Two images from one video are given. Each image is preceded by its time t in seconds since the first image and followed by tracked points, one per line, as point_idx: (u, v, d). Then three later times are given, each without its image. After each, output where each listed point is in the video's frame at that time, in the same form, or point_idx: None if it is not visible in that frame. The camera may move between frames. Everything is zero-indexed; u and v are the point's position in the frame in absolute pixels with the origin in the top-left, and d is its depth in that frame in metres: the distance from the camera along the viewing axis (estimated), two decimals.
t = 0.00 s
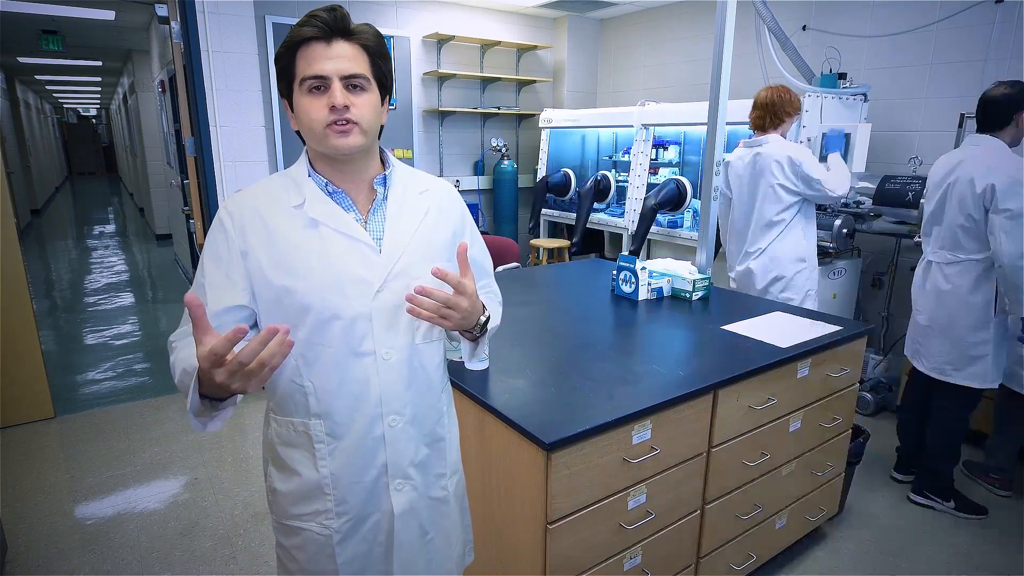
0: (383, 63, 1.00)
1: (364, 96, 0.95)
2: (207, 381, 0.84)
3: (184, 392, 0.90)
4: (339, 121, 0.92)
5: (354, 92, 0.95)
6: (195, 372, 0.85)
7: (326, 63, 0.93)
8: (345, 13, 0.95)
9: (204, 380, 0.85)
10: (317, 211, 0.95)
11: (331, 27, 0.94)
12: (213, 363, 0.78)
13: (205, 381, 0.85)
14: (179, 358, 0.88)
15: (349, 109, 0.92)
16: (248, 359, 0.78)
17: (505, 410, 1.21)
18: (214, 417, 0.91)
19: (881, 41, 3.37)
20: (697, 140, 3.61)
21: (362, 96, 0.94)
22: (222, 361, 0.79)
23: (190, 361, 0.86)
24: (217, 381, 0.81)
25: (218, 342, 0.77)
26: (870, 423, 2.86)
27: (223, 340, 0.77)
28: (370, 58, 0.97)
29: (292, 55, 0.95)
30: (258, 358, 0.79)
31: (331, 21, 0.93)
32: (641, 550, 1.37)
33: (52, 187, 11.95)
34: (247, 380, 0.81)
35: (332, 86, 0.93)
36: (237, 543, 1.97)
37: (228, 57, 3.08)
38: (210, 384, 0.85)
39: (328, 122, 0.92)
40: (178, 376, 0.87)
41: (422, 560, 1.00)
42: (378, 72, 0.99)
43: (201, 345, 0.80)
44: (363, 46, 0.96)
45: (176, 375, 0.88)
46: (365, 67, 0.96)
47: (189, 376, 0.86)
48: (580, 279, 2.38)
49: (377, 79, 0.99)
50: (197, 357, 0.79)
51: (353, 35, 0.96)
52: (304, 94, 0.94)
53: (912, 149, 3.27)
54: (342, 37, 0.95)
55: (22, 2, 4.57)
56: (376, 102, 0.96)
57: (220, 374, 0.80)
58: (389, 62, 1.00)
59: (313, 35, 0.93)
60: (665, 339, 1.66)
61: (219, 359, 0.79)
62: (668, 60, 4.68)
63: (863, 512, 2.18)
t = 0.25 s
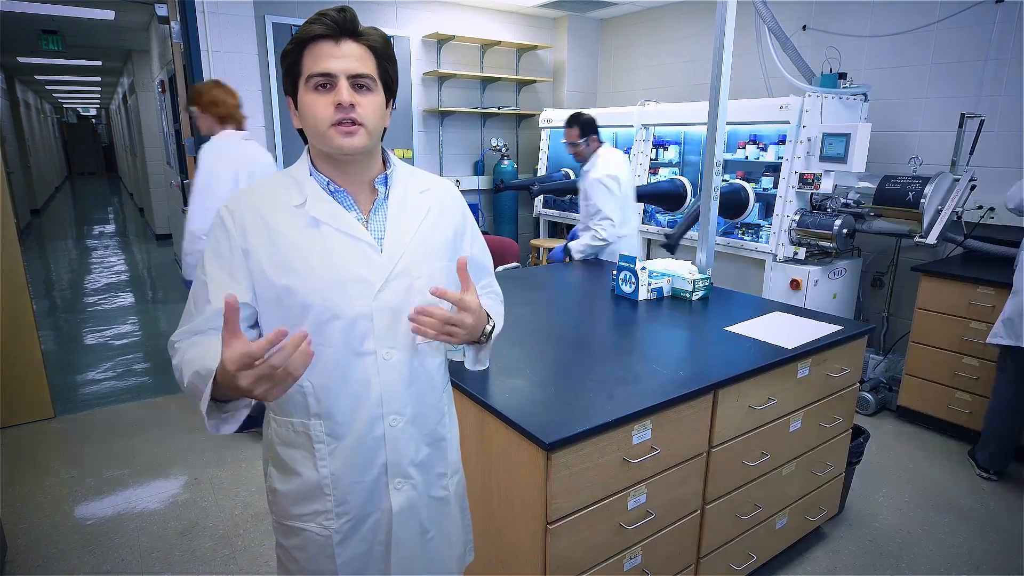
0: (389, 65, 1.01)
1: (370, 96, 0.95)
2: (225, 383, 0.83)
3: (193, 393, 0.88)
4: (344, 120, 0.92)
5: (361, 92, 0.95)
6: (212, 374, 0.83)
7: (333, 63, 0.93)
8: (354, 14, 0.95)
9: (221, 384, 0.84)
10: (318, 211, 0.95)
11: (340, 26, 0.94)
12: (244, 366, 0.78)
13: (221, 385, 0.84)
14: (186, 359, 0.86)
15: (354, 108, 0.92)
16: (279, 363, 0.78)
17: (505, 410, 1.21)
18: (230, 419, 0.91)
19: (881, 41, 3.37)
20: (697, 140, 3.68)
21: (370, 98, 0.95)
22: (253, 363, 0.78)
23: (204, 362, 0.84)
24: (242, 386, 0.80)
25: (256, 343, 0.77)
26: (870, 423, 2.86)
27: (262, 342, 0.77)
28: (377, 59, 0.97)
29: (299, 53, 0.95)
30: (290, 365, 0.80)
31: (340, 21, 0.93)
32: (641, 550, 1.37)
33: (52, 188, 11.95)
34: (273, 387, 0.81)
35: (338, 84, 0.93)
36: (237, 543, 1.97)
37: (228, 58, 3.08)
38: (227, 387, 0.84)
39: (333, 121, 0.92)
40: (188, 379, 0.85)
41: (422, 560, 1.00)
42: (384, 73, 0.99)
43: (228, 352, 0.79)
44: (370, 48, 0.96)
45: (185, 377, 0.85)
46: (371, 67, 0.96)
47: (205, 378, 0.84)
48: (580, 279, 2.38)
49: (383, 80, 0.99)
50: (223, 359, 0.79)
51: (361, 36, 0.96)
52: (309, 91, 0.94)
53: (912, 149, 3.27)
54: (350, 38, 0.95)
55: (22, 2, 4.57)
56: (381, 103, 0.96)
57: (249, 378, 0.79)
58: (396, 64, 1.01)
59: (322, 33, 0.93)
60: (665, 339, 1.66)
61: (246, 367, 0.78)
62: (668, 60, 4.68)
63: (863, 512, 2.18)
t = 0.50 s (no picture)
0: (393, 69, 1.01)
1: (373, 99, 0.95)
2: (254, 383, 0.80)
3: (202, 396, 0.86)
4: (345, 121, 0.92)
5: (363, 95, 0.95)
6: (239, 375, 0.82)
7: (338, 63, 0.93)
8: (361, 16, 0.95)
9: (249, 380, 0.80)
10: (318, 213, 0.95)
11: (347, 27, 0.94)
12: (291, 366, 0.75)
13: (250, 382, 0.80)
14: (194, 362, 0.85)
15: (357, 110, 0.92)
16: (327, 369, 0.77)
17: (505, 410, 1.21)
18: (248, 421, 0.89)
19: (881, 41, 3.37)
20: (697, 140, 3.68)
21: (372, 101, 0.95)
22: (300, 367, 0.76)
23: (224, 364, 0.83)
24: (280, 385, 0.77)
25: (311, 346, 0.76)
26: (870, 423, 2.86)
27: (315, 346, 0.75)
28: (381, 63, 0.97)
29: (304, 52, 0.95)
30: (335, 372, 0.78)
31: (347, 22, 0.93)
32: (641, 550, 1.37)
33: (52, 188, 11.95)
34: (312, 391, 0.79)
35: (342, 86, 0.93)
36: (238, 543, 1.97)
37: (228, 58, 3.07)
38: (252, 387, 0.81)
39: (335, 122, 0.92)
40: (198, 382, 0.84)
41: (423, 560, 1.00)
42: (387, 76, 0.99)
43: (272, 350, 0.76)
44: (376, 51, 0.97)
45: (198, 379, 0.84)
46: (375, 70, 0.96)
47: (224, 382, 0.82)
48: (581, 279, 2.38)
49: (386, 83, 0.99)
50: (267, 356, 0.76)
51: (366, 39, 0.97)
52: (312, 91, 0.94)
53: (912, 149, 3.27)
54: (356, 40, 0.95)
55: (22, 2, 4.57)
56: (383, 107, 0.96)
57: (292, 380, 0.76)
58: (399, 68, 1.01)
59: (328, 33, 0.93)
60: (666, 339, 1.66)
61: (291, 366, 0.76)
62: (668, 60, 4.68)
63: (864, 512, 2.18)
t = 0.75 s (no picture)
0: (390, 66, 1.01)
1: (370, 97, 0.95)
2: (247, 330, 0.77)
3: (196, 376, 0.85)
4: (342, 121, 0.92)
5: (360, 94, 0.95)
6: (228, 335, 0.81)
7: (333, 62, 0.93)
8: (355, 14, 0.95)
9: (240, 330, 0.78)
10: (319, 212, 0.95)
11: (341, 26, 0.94)
12: (286, 290, 0.75)
13: (243, 330, 0.78)
14: (188, 346, 0.85)
15: (353, 110, 0.92)
16: (322, 290, 0.76)
17: (505, 410, 1.21)
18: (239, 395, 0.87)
19: (881, 41, 3.37)
20: (697, 140, 3.68)
21: (370, 100, 0.95)
22: (294, 293, 0.75)
23: (216, 333, 0.83)
24: (276, 316, 0.75)
25: (302, 265, 0.75)
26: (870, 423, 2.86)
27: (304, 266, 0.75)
28: (377, 61, 0.97)
29: (299, 53, 0.95)
30: (330, 296, 0.78)
31: (341, 21, 0.93)
32: (641, 550, 1.37)
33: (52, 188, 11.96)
34: (309, 323, 0.78)
35: (338, 85, 0.93)
36: (237, 542, 1.97)
37: (228, 58, 3.07)
38: (245, 337, 0.78)
39: (332, 121, 0.92)
40: (192, 357, 0.84)
41: (422, 560, 1.00)
42: (384, 74, 0.99)
43: (260, 288, 0.75)
44: (371, 49, 0.97)
45: (194, 353, 0.83)
46: (371, 68, 0.96)
47: (217, 348, 0.82)
48: (581, 279, 2.38)
49: (383, 81, 0.99)
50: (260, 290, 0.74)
51: (362, 37, 0.96)
52: (308, 91, 0.94)
53: (912, 149, 3.27)
54: (351, 38, 0.95)
55: (22, 2, 4.57)
56: (379, 105, 0.96)
57: (289, 306, 0.75)
58: (396, 66, 1.01)
59: (322, 33, 0.93)
60: (665, 339, 1.66)
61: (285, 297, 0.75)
62: (668, 60, 4.68)
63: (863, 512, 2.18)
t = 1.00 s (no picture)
0: (394, 68, 1.01)
1: (375, 99, 0.95)
2: (245, 397, 0.81)
3: (203, 401, 0.86)
4: (347, 122, 0.92)
5: (365, 95, 0.95)
6: (229, 385, 0.83)
7: (339, 63, 0.93)
8: (361, 15, 0.95)
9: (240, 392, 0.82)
10: (320, 213, 0.95)
11: (347, 26, 0.94)
12: (269, 381, 0.76)
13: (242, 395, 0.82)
14: (196, 366, 0.86)
15: (359, 111, 0.92)
16: (307, 376, 0.77)
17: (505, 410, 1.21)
18: (248, 426, 0.90)
19: (881, 41, 3.37)
20: (697, 140, 3.64)
21: (376, 103, 0.95)
22: (277, 378, 0.76)
23: (218, 372, 0.84)
24: (268, 399, 0.78)
25: (280, 358, 0.75)
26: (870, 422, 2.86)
27: (286, 358, 0.75)
28: (383, 62, 0.97)
29: (305, 52, 0.95)
30: (316, 377, 0.78)
31: (347, 21, 0.93)
32: (641, 550, 1.37)
33: (52, 188, 11.96)
34: (298, 398, 0.79)
35: (343, 86, 0.93)
36: (237, 542, 1.97)
37: (228, 58, 3.08)
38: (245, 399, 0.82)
39: (337, 123, 0.92)
40: (197, 389, 0.85)
41: (423, 560, 1.00)
42: (389, 76, 0.99)
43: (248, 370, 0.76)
44: (377, 50, 0.97)
45: (197, 390, 0.85)
46: (376, 70, 0.96)
47: (219, 391, 0.83)
48: (581, 279, 2.38)
49: (388, 83, 0.99)
50: (245, 377, 0.76)
51: (367, 38, 0.96)
52: (313, 92, 0.94)
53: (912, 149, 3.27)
54: (356, 39, 0.95)
55: (23, 2, 4.57)
56: (384, 107, 0.96)
57: (276, 392, 0.77)
58: (400, 68, 1.01)
59: (328, 33, 0.93)
60: (666, 339, 1.66)
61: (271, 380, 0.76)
62: (668, 60, 4.68)
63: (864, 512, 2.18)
